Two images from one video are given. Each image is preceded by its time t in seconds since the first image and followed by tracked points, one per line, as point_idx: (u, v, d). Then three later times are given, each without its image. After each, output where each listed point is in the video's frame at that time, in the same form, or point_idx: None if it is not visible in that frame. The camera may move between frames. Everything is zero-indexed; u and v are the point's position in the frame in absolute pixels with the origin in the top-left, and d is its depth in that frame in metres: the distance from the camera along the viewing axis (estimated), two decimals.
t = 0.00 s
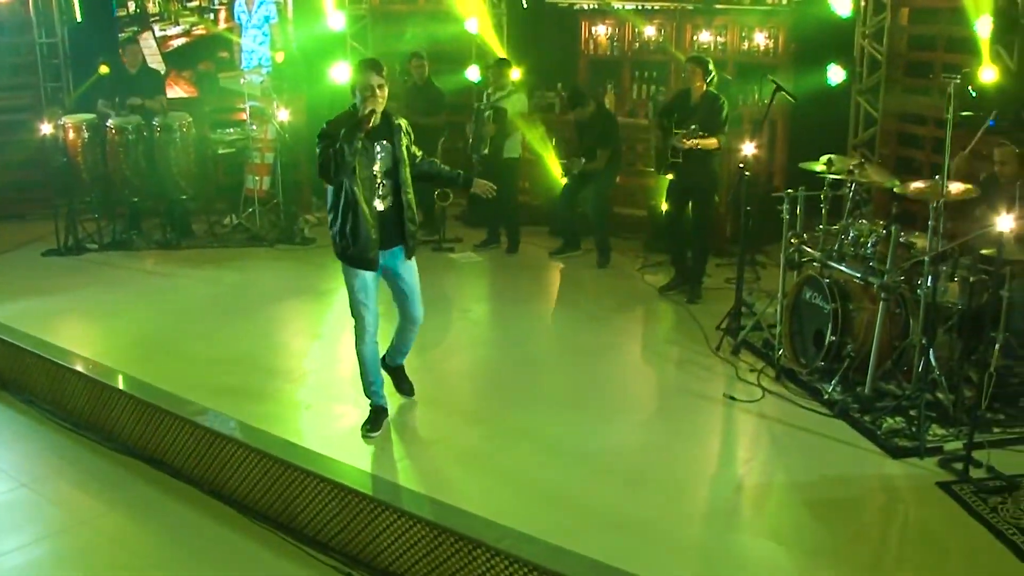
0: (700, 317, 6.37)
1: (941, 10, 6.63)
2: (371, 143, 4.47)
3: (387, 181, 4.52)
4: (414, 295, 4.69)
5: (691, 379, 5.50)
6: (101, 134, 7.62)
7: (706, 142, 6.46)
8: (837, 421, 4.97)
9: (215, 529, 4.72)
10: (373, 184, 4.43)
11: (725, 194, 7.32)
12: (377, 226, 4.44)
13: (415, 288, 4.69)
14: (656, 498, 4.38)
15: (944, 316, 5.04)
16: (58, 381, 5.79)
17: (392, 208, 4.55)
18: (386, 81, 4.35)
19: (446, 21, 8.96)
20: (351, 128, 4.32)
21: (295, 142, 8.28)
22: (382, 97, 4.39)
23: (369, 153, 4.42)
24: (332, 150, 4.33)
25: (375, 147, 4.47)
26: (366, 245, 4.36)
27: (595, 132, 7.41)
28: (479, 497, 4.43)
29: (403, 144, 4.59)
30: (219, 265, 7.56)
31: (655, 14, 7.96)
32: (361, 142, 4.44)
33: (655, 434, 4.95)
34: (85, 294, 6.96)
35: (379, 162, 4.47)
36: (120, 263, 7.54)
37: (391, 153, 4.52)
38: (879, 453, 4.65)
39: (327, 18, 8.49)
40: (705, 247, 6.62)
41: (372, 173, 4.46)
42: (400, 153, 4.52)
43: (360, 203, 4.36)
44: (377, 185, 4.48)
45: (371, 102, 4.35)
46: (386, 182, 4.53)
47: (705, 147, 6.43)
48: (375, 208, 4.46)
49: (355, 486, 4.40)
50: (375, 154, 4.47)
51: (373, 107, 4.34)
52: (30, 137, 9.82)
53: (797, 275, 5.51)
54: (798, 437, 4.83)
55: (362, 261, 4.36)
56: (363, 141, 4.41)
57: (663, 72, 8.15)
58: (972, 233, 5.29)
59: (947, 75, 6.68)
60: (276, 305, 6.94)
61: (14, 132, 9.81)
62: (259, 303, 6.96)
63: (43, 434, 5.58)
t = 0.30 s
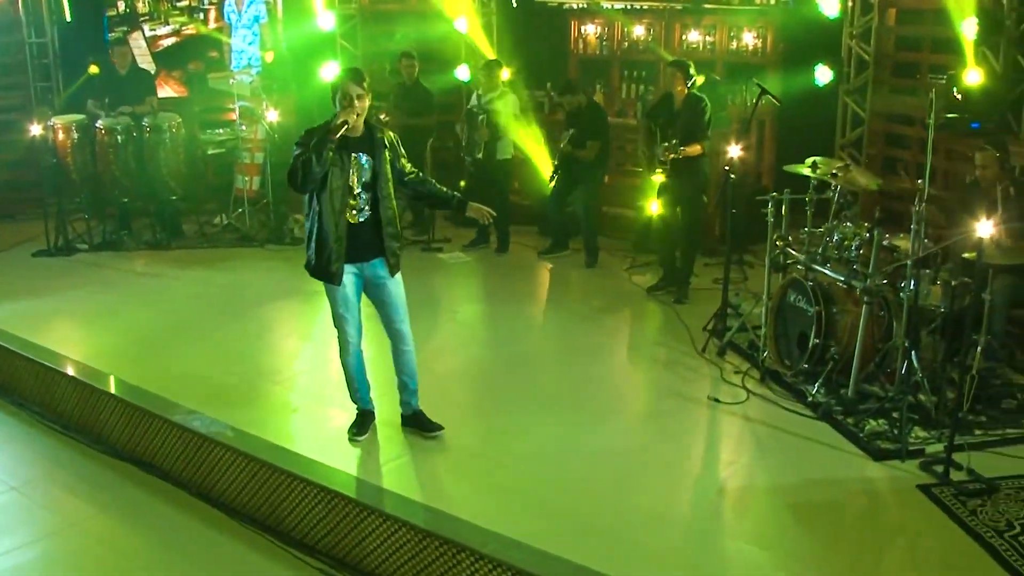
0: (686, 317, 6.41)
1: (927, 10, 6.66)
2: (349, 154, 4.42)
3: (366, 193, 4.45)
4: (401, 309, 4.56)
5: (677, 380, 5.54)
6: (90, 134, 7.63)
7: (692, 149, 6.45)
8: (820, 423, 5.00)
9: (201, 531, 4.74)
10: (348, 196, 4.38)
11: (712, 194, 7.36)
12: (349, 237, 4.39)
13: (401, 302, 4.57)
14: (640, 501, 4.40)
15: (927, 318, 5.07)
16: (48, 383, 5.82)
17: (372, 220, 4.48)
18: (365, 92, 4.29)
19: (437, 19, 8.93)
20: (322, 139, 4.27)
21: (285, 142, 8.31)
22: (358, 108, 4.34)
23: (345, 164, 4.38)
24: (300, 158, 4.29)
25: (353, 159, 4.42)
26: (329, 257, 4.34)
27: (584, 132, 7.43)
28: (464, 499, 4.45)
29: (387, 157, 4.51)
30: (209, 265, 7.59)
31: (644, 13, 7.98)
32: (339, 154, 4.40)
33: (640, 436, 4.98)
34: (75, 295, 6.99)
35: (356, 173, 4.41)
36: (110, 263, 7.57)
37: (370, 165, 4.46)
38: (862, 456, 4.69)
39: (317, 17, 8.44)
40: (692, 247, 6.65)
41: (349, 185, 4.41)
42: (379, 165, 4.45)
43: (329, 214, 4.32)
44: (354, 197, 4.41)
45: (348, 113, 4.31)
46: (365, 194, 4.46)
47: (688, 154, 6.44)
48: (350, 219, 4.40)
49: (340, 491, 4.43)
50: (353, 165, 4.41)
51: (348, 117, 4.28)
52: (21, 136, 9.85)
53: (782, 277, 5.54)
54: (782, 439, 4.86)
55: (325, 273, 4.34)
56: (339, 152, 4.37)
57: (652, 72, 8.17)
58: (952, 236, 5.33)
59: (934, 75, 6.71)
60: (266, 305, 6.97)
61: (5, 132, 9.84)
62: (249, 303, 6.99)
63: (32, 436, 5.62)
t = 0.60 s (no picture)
0: (672, 316, 6.45)
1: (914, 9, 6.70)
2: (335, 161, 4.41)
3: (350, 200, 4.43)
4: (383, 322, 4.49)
5: (662, 380, 5.58)
6: (80, 133, 7.68)
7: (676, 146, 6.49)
8: (803, 424, 5.04)
9: (187, 530, 4.76)
10: (328, 202, 4.40)
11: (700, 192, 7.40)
12: (326, 244, 4.41)
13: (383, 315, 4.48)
14: (623, 502, 4.43)
15: (911, 319, 5.11)
16: (37, 384, 5.86)
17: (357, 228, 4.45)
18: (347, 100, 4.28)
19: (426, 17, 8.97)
20: (299, 144, 4.32)
21: (274, 140, 8.35)
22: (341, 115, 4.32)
23: (326, 170, 4.39)
24: (281, 161, 4.38)
25: (339, 165, 4.41)
26: (302, 261, 4.40)
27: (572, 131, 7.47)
28: (449, 500, 4.47)
29: (379, 164, 4.43)
30: (199, 265, 7.62)
31: (633, 11, 8.02)
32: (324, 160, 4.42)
33: (624, 436, 5.01)
34: (65, 294, 7.02)
35: (340, 180, 4.41)
36: (99, 262, 7.60)
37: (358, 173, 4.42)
38: (844, 456, 4.72)
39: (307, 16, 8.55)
40: (678, 246, 6.69)
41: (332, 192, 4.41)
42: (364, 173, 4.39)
43: (303, 219, 4.37)
44: (336, 203, 4.42)
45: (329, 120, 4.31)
46: (350, 201, 4.44)
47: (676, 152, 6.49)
48: (330, 226, 4.41)
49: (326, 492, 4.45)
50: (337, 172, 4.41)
51: (328, 123, 4.29)
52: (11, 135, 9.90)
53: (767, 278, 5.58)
54: (765, 440, 4.90)
55: (296, 277, 4.41)
56: (322, 158, 4.39)
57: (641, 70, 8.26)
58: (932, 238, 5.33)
59: (920, 74, 6.75)
60: (255, 304, 7.00)
61: None
62: (237, 302, 7.03)
63: (21, 436, 5.65)
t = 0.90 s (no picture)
0: (660, 315, 6.49)
1: (901, 9, 6.74)
2: (333, 166, 4.29)
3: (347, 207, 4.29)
4: (379, 336, 4.33)
5: (648, 380, 5.61)
6: (70, 132, 7.67)
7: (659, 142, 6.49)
8: (788, 423, 5.08)
9: (173, 526, 4.74)
10: (324, 211, 4.28)
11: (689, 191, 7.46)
12: (323, 252, 4.31)
13: (380, 328, 4.32)
14: (609, 502, 4.46)
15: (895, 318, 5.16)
16: (27, 385, 5.87)
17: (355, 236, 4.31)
18: (340, 104, 4.15)
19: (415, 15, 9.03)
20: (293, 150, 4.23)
21: (264, 139, 8.40)
22: (332, 120, 4.19)
23: (322, 177, 4.28)
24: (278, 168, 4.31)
25: (337, 172, 4.29)
26: (299, 270, 4.31)
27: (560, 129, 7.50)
28: (436, 499, 4.50)
29: (376, 170, 4.26)
30: (189, 263, 7.66)
31: (622, 9, 8.07)
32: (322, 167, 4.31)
33: (611, 436, 5.04)
34: (55, 292, 7.05)
35: (336, 187, 4.28)
36: (89, 262, 7.61)
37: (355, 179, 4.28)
38: (827, 456, 4.76)
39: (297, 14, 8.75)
40: (666, 246, 6.73)
41: (330, 199, 4.29)
42: (358, 179, 4.23)
43: (298, 228, 4.28)
44: (334, 211, 4.29)
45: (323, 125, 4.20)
46: (348, 208, 4.30)
47: (655, 146, 6.48)
48: (327, 234, 4.30)
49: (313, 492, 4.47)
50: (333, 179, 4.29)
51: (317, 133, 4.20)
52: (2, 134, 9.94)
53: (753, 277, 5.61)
54: (750, 440, 4.93)
55: (292, 282, 4.35)
56: (321, 164, 4.29)
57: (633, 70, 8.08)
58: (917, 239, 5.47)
59: (908, 73, 6.80)
60: (246, 302, 7.03)
61: None
62: (228, 301, 7.05)
63: (10, 436, 5.66)
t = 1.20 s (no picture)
0: (647, 313, 6.53)
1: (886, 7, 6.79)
2: (321, 170, 4.29)
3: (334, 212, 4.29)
4: (366, 342, 4.33)
5: (633, 378, 5.65)
6: (59, 131, 7.64)
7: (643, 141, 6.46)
8: (772, 421, 5.11)
9: (160, 525, 4.75)
10: (312, 214, 4.30)
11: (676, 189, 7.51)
12: (310, 255, 4.32)
13: (366, 334, 4.33)
14: (593, 501, 4.48)
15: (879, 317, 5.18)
16: (16, 385, 5.89)
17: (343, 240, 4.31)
18: (324, 110, 4.11)
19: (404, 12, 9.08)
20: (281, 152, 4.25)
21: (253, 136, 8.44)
22: (316, 125, 4.17)
23: (310, 180, 4.29)
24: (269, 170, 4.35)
25: (325, 175, 4.29)
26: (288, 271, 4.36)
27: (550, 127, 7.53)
28: (422, 497, 4.52)
29: (363, 175, 4.24)
30: (179, 261, 7.70)
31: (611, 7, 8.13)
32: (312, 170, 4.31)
33: (597, 435, 5.07)
34: (45, 291, 7.08)
35: (324, 190, 4.29)
36: (79, 260, 7.63)
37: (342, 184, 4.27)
38: (811, 455, 4.79)
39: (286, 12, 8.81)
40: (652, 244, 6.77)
41: (319, 202, 4.31)
42: (344, 185, 4.22)
43: (286, 230, 4.31)
44: (323, 214, 4.31)
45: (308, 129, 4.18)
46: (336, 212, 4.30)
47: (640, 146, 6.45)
48: (315, 237, 4.32)
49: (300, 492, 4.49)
50: (320, 182, 4.29)
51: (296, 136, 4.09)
52: None
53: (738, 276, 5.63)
54: (734, 438, 4.96)
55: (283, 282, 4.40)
56: (310, 167, 4.30)
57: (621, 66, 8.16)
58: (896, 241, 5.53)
59: (894, 71, 6.84)
60: (235, 300, 7.06)
61: None
62: (217, 299, 7.08)
63: None
